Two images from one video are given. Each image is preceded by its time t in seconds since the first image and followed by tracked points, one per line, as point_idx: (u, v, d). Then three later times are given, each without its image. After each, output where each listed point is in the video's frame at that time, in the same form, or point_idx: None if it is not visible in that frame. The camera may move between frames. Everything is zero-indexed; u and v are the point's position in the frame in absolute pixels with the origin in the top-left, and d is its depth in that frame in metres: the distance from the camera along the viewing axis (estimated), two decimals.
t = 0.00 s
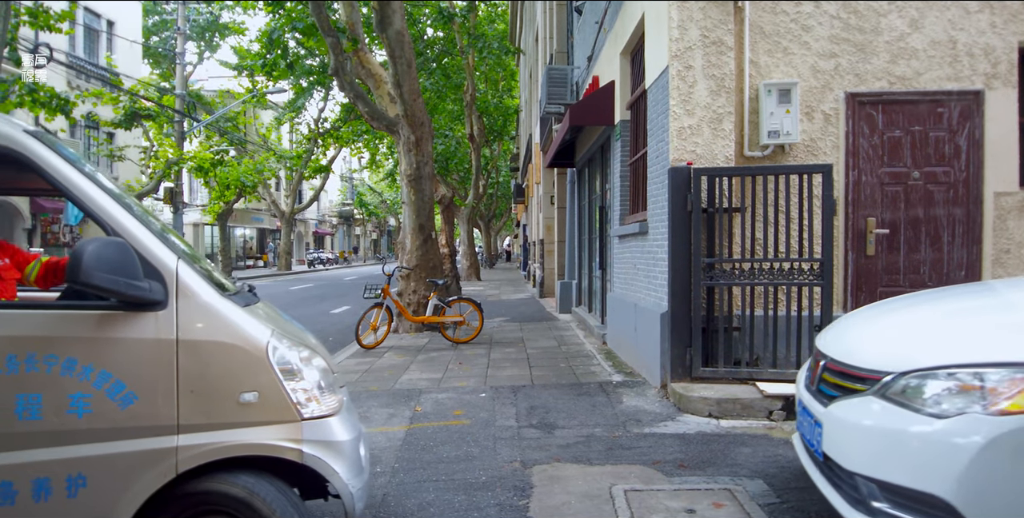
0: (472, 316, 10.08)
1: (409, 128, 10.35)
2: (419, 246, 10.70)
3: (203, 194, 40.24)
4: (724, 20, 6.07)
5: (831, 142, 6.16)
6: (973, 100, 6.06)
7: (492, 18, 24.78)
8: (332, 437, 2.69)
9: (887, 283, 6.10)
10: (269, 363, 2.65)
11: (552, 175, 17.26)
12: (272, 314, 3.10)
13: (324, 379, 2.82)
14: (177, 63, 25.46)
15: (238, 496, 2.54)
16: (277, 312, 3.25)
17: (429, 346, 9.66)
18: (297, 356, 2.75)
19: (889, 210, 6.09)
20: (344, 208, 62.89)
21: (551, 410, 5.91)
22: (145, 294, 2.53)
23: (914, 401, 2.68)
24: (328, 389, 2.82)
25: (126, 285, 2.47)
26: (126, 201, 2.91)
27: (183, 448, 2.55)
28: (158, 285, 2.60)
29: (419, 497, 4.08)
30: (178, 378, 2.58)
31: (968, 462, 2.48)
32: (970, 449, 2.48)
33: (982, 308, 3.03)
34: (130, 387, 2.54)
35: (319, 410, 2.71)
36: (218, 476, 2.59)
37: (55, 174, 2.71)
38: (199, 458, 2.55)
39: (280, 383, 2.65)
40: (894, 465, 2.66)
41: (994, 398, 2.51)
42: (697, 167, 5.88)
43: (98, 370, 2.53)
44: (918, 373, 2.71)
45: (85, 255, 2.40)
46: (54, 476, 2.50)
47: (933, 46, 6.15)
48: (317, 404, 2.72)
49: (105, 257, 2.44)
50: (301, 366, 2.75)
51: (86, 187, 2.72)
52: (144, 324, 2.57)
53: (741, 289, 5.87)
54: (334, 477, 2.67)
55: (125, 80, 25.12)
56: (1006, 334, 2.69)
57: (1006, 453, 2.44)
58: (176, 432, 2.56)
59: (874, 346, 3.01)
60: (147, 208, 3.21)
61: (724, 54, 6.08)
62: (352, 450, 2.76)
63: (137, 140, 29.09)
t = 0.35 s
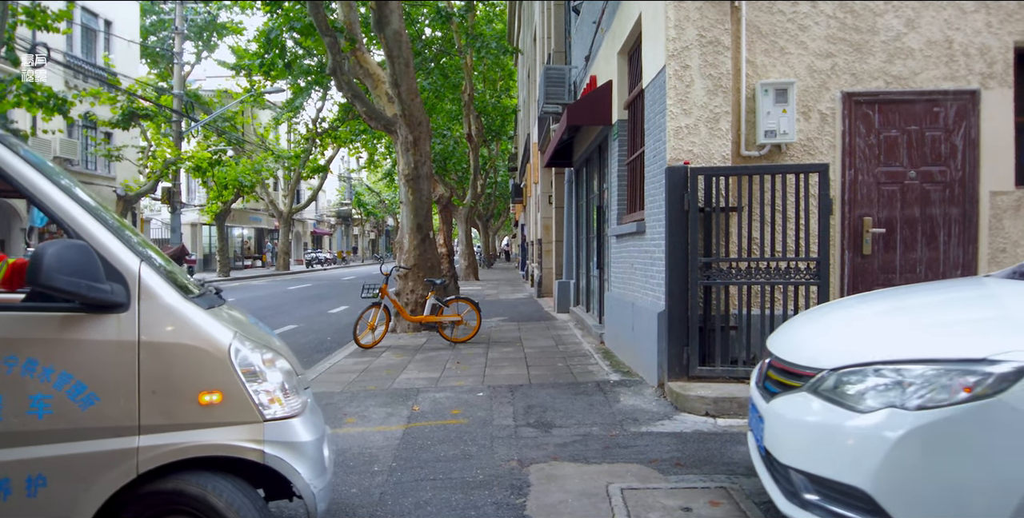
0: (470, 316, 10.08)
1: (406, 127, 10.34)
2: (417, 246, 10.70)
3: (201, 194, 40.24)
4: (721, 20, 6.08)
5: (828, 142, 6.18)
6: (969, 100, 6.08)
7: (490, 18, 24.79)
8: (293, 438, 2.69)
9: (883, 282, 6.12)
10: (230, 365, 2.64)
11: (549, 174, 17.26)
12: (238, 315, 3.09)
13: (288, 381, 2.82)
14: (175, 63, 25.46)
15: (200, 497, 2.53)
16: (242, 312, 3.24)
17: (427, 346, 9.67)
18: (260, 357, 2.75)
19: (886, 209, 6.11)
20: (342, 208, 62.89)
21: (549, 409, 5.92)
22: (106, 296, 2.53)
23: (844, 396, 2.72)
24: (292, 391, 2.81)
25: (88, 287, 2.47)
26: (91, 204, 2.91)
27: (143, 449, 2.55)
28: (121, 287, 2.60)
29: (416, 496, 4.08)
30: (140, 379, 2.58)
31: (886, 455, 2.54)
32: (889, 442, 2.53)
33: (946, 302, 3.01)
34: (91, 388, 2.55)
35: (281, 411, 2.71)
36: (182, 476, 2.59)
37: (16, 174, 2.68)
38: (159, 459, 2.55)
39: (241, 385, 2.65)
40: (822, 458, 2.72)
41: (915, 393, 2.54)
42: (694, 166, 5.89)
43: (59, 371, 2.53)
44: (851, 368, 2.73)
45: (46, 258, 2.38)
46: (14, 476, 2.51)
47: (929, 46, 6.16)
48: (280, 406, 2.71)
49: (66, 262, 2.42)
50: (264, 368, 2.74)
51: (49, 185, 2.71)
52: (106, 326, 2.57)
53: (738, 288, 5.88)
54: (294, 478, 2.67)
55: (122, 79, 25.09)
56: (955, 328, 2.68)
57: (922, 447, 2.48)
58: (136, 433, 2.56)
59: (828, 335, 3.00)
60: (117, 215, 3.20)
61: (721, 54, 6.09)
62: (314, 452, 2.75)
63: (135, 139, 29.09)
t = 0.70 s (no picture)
0: (467, 315, 10.07)
1: (404, 127, 10.33)
2: (414, 245, 10.68)
3: (199, 194, 40.18)
4: (718, 20, 6.09)
5: (825, 142, 6.19)
6: (966, 99, 6.10)
7: (488, 17, 24.79)
8: (265, 440, 2.68)
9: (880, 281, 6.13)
10: (200, 368, 2.63)
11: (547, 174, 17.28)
12: (207, 317, 3.07)
13: (259, 383, 2.82)
14: (171, 63, 25.43)
15: (170, 498, 2.52)
16: (214, 314, 3.23)
17: (424, 345, 9.66)
18: (231, 360, 2.75)
19: (883, 209, 6.11)
20: (339, 207, 62.83)
21: (546, 409, 5.92)
22: (74, 299, 2.51)
23: (775, 394, 2.69)
24: (263, 394, 2.81)
25: (55, 289, 2.46)
26: (64, 209, 2.88)
27: (112, 451, 2.53)
28: (89, 289, 2.58)
29: (413, 496, 4.08)
30: (109, 381, 2.55)
31: (805, 452, 2.51)
32: (808, 440, 2.50)
33: (908, 302, 2.98)
34: (59, 390, 2.52)
35: (252, 413, 2.70)
36: (153, 477, 2.58)
37: None
38: (129, 460, 2.53)
39: (211, 387, 2.64)
40: (750, 455, 2.69)
41: (833, 393, 2.53)
42: (691, 166, 5.89)
43: (27, 373, 2.50)
44: (781, 369, 2.72)
45: (13, 261, 2.38)
46: None
47: (926, 46, 6.17)
48: (251, 408, 2.71)
49: (34, 265, 2.42)
50: (234, 370, 2.74)
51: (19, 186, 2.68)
52: (74, 329, 2.54)
53: (735, 287, 5.87)
54: (266, 480, 2.65)
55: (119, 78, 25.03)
56: (901, 329, 2.65)
57: (838, 444, 2.45)
58: (105, 435, 2.54)
59: (783, 332, 2.98)
60: (94, 222, 3.17)
61: (718, 53, 6.08)
62: (287, 454, 2.75)
63: (132, 139, 29.04)
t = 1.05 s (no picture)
0: (465, 315, 10.10)
1: (402, 127, 10.32)
2: (412, 245, 10.68)
3: (196, 194, 40.13)
4: (716, 20, 6.10)
5: (822, 142, 6.20)
6: (963, 100, 6.10)
7: (486, 17, 24.79)
8: (244, 443, 2.67)
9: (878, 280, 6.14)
10: (179, 370, 2.62)
11: (545, 174, 17.29)
12: (186, 319, 3.06)
13: (238, 386, 2.82)
14: (169, 62, 25.42)
15: (147, 501, 2.50)
16: (194, 316, 3.24)
17: (423, 345, 9.66)
18: (209, 362, 2.74)
19: (880, 209, 6.13)
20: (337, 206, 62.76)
21: (544, 409, 5.92)
22: (52, 303, 2.49)
23: (709, 394, 2.73)
24: (242, 397, 2.81)
25: (31, 292, 2.45)
26: (50, 217, 2.87)
27: (89, 454, 2.52)
28: (67, 292, 2.56)
29: (412, 496, 4.08)
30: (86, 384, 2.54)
31: (729, 449, 2.54)
32: (732, 437, 2.53)
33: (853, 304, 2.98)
34: (35, 393, 2.51)
35: (232, 415, 2.70)
36: (131, 480, 2.56)
37: None
38: (107, 463, 2.52)
39: (190, 389, 2.63)
40: (683, 453, 2.73)
41: (756, 394, 2.57)
42: (689, 166, 5.89)
43: (3, 375, 2.48)
44: (715, 369, 2.75)
45: None
46: None
47: (923, 47, 6.18)
48: (230, 410, 2.71)
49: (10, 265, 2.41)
50: (213, 373, 2.74)
51: (5, 195, 2.67)
52: (51, 332, 2.52)
53: (733, 288, 5.87)
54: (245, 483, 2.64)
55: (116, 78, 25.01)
56: (835, 329, 2.66)
57: (758, 443, 2.48)
58: (82, 438, 2.53)
59: (732, 330, 3.00)
60: (81, 230, 3.17)
61: (716, 54, 6.10)
62: (265, 455, 2.75)
63: (130, 138, 29.01)
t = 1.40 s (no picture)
0: (464, 315, 10.10)
1: (400, 126, 10.30)
2: (411, 245, 10.66)
3: (194, 193, 40.02)
4: (714, 20, 6.11)
5: (820, 142, 6.20)
6: (961, 100, 6.11)
7: (484, 17, 24.77)
8: (226, 443, 2.67)
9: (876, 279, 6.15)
10: (162, 371, 2.61)
11: (543, 173, 17.28)
12: (171, 319, 3.05)
13: (222, 385, 2.81)
14: (167, 61, 25.37)
15: (129, 501, 2.50)
16: (179, 316, 3.24)
17: (421, 345, 9.64)
18: (193, 362, 2.73)
19: (878, 209, 6.13)
20: (335, 206, 62.61)
21: (542, 408, 5.92)
22: (33, 303, 2.49)
23: (665, 392, 2.78)
24: (226, 397, 2.80)
25: (12, 293, 2.45)
26: (38, 221, 2.87)
27: (70, 454, 2.51)
28: (49, 292, 2.56)
29: (410, 496, 4.08)
30: (68, 384, 2.53)
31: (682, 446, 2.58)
32: (682, 433, 2.59)
33: (810, 304, 3.04)
34: (17, 392, 2.50)
35: (213, 416, 2.69)
36: (114, 479, 2.56)
37: None
38: (88, 463, 2.52)
39: (173, 389, 2.62)
40: (640, 450, 2.77)
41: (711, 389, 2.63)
42: (688, 166, 5.89)
43: None
44: (671, 367, 2.81)
45: None
46: None
47: (921, 47, 6.19)
48: (214, 410, 2.70)
49: None
50: (197, 373, 2.72)
51: None
52: (32, 332, 2.51)
53: (731, 287, 5.87)
54: (228, 482, 2.65)
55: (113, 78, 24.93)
56: (791, 328, 2.72)
57: (708, 440, 2.53)
58: (64, 438, 2.52)
59: (700, 328, 3.05)
60: (70, 236, 3.17)
61: (715, 54, 6.10)
62: (249, 456, 2.75)
63: (127, 138, 28.94)
